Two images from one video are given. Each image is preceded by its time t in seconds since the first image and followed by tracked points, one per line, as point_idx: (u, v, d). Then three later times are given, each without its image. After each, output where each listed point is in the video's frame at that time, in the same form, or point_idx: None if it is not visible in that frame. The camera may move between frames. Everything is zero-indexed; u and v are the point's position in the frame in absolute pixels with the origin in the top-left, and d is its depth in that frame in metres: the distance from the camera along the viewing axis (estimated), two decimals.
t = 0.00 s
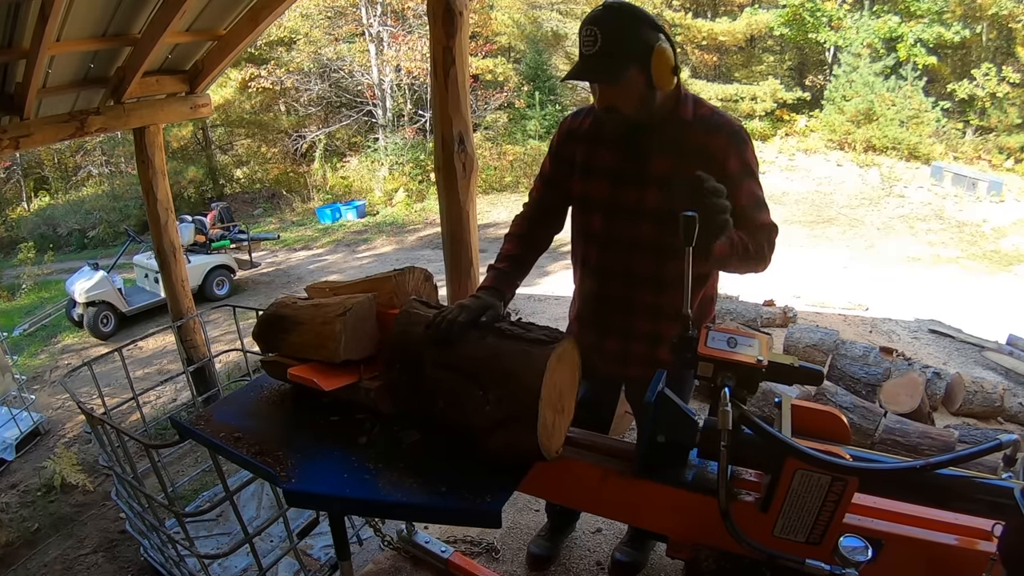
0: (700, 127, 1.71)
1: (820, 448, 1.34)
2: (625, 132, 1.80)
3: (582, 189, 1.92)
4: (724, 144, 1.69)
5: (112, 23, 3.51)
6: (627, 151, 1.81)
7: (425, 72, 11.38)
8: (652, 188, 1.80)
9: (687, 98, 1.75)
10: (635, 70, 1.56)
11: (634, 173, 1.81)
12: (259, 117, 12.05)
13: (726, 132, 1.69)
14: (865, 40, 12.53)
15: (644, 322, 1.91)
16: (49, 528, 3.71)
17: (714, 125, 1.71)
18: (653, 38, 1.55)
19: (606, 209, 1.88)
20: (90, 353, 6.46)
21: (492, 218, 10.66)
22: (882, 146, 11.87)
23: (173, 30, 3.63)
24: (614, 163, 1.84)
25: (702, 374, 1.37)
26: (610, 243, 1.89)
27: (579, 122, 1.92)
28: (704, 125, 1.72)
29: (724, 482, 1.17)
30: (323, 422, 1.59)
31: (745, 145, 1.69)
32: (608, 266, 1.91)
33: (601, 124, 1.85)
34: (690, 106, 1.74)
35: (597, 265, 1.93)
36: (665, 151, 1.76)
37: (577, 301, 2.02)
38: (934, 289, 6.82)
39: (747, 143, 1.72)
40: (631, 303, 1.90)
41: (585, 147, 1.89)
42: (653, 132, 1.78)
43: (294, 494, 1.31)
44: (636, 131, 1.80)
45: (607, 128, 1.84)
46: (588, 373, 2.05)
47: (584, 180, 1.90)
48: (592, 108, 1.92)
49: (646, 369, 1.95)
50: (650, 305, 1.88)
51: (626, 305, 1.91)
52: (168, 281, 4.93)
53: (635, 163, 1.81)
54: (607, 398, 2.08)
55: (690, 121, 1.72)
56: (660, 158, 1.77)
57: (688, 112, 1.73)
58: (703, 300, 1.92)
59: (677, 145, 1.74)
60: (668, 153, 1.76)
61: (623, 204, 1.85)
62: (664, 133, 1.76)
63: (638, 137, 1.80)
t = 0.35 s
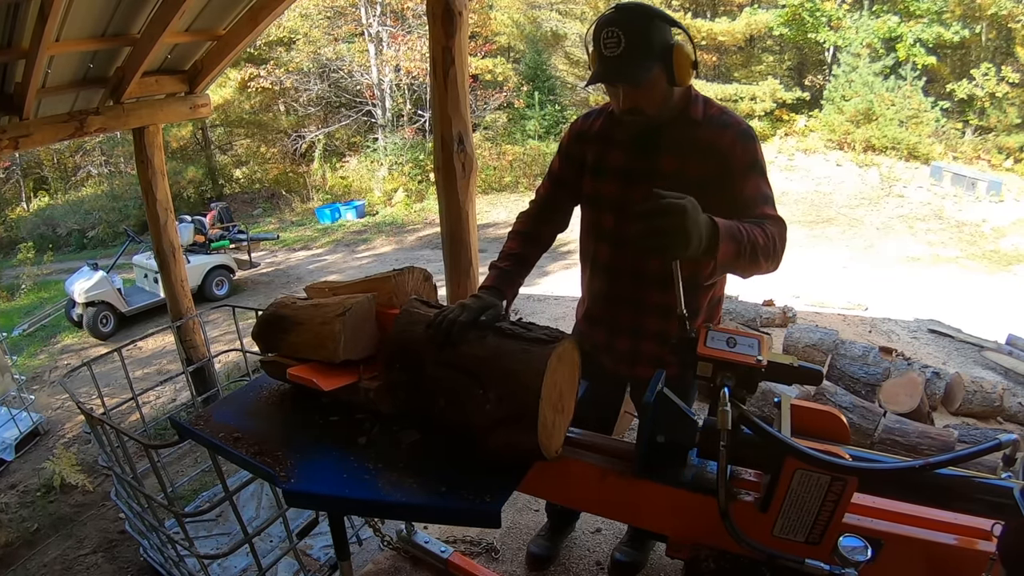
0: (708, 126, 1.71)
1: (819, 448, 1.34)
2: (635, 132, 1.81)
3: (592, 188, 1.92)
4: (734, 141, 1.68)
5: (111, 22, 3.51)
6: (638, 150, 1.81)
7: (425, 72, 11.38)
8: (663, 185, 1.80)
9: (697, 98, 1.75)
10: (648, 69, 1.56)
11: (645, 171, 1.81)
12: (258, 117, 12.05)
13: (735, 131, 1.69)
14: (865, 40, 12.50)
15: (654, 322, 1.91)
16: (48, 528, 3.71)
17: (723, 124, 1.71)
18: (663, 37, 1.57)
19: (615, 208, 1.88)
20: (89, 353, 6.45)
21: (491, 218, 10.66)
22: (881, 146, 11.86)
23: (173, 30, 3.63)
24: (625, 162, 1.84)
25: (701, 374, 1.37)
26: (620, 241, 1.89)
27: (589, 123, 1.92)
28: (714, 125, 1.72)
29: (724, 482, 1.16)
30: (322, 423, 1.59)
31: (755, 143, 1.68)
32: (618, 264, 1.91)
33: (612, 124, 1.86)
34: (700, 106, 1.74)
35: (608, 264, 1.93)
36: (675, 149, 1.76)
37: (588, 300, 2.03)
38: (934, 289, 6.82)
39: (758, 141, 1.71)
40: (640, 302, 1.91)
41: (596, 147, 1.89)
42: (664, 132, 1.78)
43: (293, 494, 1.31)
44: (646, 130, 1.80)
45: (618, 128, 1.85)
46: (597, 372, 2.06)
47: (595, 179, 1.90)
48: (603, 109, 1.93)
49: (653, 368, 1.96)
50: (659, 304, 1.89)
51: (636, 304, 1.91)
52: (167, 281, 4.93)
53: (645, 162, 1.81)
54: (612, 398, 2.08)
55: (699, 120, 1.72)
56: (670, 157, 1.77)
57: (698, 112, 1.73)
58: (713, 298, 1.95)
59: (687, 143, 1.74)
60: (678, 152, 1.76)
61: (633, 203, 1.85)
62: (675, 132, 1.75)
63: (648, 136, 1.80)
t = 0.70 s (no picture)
0: (710, 125, 1.71)
1: (820, 448, 1.34)
2: (637, 130, 1.81)
3: (594, 186, 1.93)
4: (734, 138, 1.68)
5: (111, 22, 3.51)
6: (639, 148, 1.81)
7: (424, 72, 11.38)
8: (664, 183, 1.80)
9: (698, 97, 1.75)
10: (648, 67, 1.57)
11: (645, 169, 1.82)
12: (258, 117, 12.05)
13: (736, 128, 1.69)
14: (864, 40, 12.49)
15: (654, 321, 1.93)
16: (48, 528, 3.71)
17: (724, 122, 1.71)
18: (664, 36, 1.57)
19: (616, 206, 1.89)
20: (89, 353, 6.45)
21: (490, 218, 10.66)
22: (881, 146, 11.85)
23: (172, 30, 3.63)
24: (626, 160, 1.84)
25: (701, 373, 1.37)
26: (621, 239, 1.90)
27: (591, 121, 1.93)
28: (715, 123, 1.72)
29: (724, 482, 1.16)
30: (322, 423, 1.59)
31: (756, 139, 1.68)
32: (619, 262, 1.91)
33: (613, 122, 1.85)
34: (701, 105, 1.74)
35: (609, 263, 1.94)
36: (677, 146, 1.76)
37: (589, 299, 2.04)
38: (933, 289, 6.82)
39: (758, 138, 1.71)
40: (642, 300, 1.92)
41: (597, 146, 1.89)
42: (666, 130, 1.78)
43: (294, 495, 1.31)
44: (648, 128, 1.80)
45: (620, 126, 1.85)
46: (596, 372, 2.06)
47: (597, 177, 1.91)
48: (605, 108, 1.93)
49: (654, 367, 1.97)
50: (659, 302, 1.90)
51: (636, 303, 1.92)
52: (167, 281, 4.92)
53: (645, 160, 1.81)
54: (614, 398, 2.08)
55: (701, 118, 1.72)
56: (671, 155, 1.77)
57: (699, 110, 1.73)
58: (714, 299, 1.95)
59: (687, 141, 1.74)
60: (679, 150, 1.76)
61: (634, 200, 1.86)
62: (676, 130, 1.75)
63: (650, 134, 1.80)
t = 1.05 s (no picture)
0: (706, 122, 1.71)
1: (820, 448, 1.33)
2: (633, 129, 1.82)
3: (592, 184, 1.94)
4: (730, 135, 1.68)
5: (111, 23, 3.51)
6: (636, 145, 1.82)
7: (424, 72, 11.39)
8: (661, 180, 1.81)
9: (695, 94, 1.75)
10: (638, 66, 1.57)
11: (642, 167, 1.82)
12: (258, 117, 12.06)
13: (733, 125, 1.69)
14: (864, 40, 12.48)
15: (651, 319, 1.93)
16: (48, 528, 3.71)
17: (721, 119, 1.71)
18: (657, 34, 1.56)
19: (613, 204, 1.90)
20: (89, 353, 6.45)
21: (490, 218, 10.66)
22: (881, 146, 11.85)
23: (172, 30, 3.63)
24: (623, 158, 1.85)
25: (701, 373, 1.37)
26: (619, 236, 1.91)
27: (590, 122, 1.94)
28: (712, 121, 1.72)
29: (724, 483, 1.16)
30: (322, 423, 1.59)
31: (753, 135, 1.68)
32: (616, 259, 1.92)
33: (611, 121, 1.86)
34: (697, 103, 1.75)
35: (605, 261, 1.95)
36: (673, 144, 1.76)
37: (587, 297, 2.05)
38: (933, 289, 6.82)
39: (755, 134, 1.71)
40: (639, 299, 1.92)
41: (596, 144, 1.90)
42: (662, 128, 1.78)
43: (293, 495, 1.30)
44: (644, 126, 1.80)
45: (617, 124, 1.86)
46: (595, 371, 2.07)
47: (594, 176, 1.92)
48: (603, 107, 1.93)
49: (652, 367, 1.96)
50: (656, 300, 1.90)
51: (634, 301, 1.92)
52: (166, 281, 4.92)
53: (642, 158, 1.82)
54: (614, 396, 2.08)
55: (698, 116, 1.72)
56: (667, 153, 1.77)
57: (696, 108, 1.73)
58: (710, 298, 1.95)
59: (683, 138, 1.74)
60: (675, 148, 1.76)
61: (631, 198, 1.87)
62: (673, 128, 1.76)
63: (646, 132, 1.80)
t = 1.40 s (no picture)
0: (704, 122, 1.72)
1: (820, 448, 1.33)
2: (631, 128, 1.84)
3: (591, 183, 1.98)
4: (729, 135, 1.68)
5: (111, 23, 3.51)
6: (635, 144, 1.84)
7: (424, 72, 11.39)
8: (657, 179, 1.82)
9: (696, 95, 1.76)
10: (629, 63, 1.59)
11: (639, 166, 1.84)
12: (258, 117, 12.06)
13: (731, 126, 1.69)
14: (864, 40, 12.49)
15: (645, 318, 1.93)
16: (48, 528, 3.71)
17: (720, 119, 1.71)
18: (652, 32, 1.57)
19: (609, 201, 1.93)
20: (88, 353, 6.45)
21: (490, 218, 10.66)
22: (881, 146, 11.85)
23: (172, 30, 3.63)
24: (621, 157, 1.88)
25: (701, 373, 1.37)
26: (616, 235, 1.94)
27: (593, 121, 1.97)
28: (711, 121, 1.72)
29: (723, 483, 1.16)
30: (322, 423, 1.58)
31: (753, 135, 1.68)
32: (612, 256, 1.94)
33: (611, 120, 1.89)
34: (697, 103, 1.75)
35: (602, 259, 1.98)
36: (670, 143, 1.77)
37: (585, 294, 2.07)
38: (934, 289, 6.82)
39: (755, 135, 1.71)
40: (634, 297, 1.93)
41: (596, 143, 1.94)
42: (660, 127, 1.79)
43: (293, 494, 1.30)
44: (642, 125, 1.82)
45: (616, 123, 1.88)
46: (594, 369, 2.09)
47: (593, 174, 1.96)
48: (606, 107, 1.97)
49: (647, 366, 1.97)
50: (652, 300, 1.91)
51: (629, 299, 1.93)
52: (166, 281, 4.92)
53: (640, 157, 1.84)
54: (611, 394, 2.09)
55: (696, 116, 1.73)
56: (664, 152, 1.78)
57: (696, 107, 1.74)
58: (708, 298, 1.95)
59: (681, 137, 1.75)
60: (672, 147, 1.77)
61: (628, 196, 1.88)
62: (671, 127, 1.76)
63: (643, 131, 1.82)
